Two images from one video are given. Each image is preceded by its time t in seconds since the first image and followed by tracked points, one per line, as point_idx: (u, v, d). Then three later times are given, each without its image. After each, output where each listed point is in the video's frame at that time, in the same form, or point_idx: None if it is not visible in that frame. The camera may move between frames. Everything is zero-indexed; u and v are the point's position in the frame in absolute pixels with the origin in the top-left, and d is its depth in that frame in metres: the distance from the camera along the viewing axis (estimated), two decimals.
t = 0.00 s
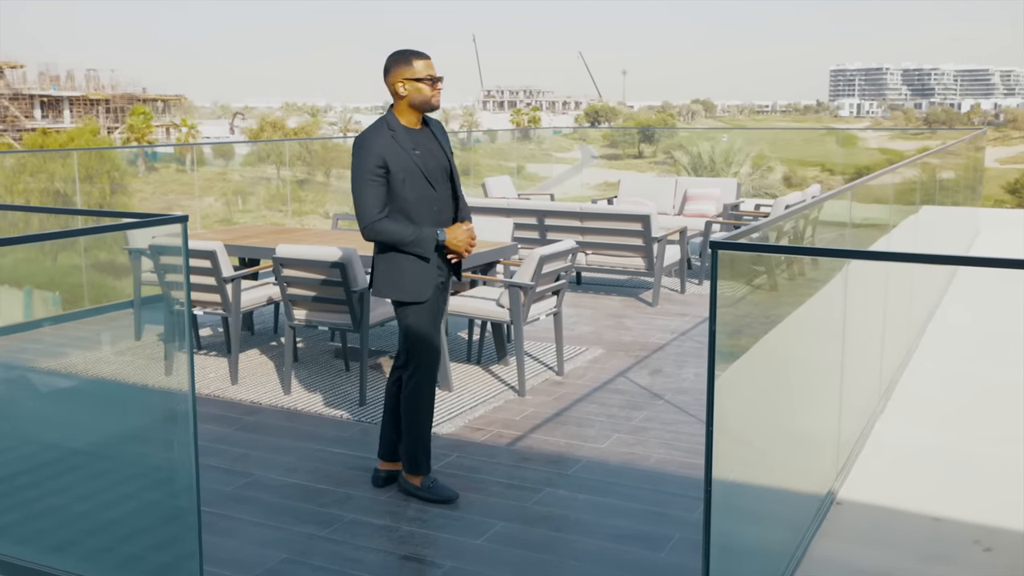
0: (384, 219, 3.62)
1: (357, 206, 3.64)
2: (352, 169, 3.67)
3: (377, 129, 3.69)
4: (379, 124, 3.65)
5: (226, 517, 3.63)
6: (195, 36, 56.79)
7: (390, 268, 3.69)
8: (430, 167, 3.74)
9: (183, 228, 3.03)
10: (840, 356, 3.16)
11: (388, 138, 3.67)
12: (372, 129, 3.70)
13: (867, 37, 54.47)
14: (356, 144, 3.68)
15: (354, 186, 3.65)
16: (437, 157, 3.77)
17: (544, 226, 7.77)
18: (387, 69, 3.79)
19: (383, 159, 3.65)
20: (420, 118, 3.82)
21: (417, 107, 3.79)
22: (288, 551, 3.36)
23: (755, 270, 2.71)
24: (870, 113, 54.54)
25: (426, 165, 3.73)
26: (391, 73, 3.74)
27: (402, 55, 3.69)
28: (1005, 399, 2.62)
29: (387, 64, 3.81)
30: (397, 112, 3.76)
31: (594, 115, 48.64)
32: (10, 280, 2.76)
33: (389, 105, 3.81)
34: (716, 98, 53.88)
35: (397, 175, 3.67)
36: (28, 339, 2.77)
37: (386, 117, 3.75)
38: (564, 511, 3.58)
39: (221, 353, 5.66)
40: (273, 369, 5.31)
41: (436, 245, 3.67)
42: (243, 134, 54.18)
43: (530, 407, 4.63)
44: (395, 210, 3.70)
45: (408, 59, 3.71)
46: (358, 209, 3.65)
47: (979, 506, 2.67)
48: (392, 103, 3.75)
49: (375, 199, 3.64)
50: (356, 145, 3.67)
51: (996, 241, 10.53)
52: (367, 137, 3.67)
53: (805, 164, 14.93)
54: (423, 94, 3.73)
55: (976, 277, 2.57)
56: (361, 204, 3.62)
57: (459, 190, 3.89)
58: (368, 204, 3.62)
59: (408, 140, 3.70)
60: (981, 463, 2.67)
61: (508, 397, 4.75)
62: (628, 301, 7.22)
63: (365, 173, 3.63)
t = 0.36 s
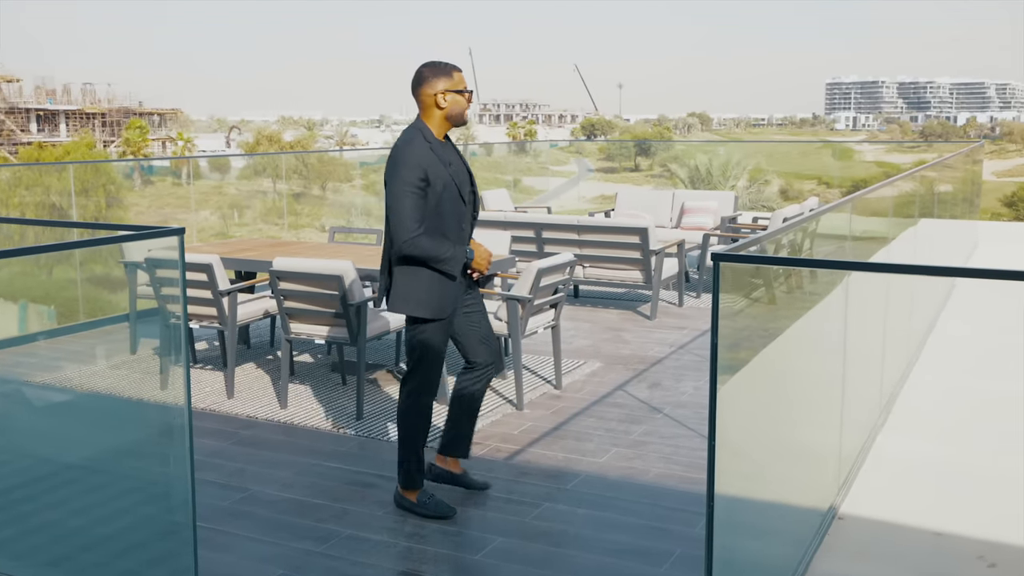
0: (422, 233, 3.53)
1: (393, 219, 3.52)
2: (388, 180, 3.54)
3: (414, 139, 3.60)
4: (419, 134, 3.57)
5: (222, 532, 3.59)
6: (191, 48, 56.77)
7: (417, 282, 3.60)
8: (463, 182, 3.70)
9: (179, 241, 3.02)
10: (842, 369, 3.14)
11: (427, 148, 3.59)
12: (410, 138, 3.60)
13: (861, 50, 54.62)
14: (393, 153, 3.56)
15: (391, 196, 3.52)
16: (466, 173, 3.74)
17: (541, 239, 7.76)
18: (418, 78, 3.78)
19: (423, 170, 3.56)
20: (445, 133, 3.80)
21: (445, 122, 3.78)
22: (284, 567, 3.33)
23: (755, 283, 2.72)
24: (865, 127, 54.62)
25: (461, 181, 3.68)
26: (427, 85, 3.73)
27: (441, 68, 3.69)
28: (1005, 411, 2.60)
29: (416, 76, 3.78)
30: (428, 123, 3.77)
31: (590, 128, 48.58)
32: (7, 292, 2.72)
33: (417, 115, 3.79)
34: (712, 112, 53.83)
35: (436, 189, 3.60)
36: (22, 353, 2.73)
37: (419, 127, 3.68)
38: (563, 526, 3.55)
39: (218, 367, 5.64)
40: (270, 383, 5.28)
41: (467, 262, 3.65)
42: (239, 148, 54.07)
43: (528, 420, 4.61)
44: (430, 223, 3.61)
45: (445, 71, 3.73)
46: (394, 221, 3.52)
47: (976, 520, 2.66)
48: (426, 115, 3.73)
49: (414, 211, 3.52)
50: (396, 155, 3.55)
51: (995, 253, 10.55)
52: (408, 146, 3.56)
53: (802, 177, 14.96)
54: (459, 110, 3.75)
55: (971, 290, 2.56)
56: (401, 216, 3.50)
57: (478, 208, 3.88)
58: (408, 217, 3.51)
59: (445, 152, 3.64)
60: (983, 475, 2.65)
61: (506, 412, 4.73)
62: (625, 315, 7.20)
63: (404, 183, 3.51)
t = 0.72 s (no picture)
0: (472, 250, 3.48)
1: (442, 236, 3.46)
2: (434, 196, 3.48)
3: (461, 156, 3.54)
4: (464, 148, 3.50)
5: (212, 546, 3.57)
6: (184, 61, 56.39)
7: (462, 298, 3.55)
8: (505, 200, 3.66)
9: (172, 255, 3.10)
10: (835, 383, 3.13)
11: (471, 165, 3.54)
12: (454, 155, 3.55)
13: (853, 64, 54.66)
14: (439, 169, 3.50)
15: (440, 213, 3.46)
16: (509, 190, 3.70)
17: (534, 251, 7.77)
18: (457, 97, 3.79)
19: (471, 189, 3.51)
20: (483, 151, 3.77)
21: (482, 141, 3.77)
22: None
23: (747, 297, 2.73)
24: (858, 140, 54.44)
25: (505, 198, 3.64)
26: (466, 105, 3.75)
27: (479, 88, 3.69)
28: (999, 424, 2.62)
29: (457, 94, 3.76)
30: (468, 140, 3.77)
31: (583, 142, 48.25)
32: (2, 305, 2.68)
33: (456, 133, 3.80)
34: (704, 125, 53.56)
35: (482, 206, 3.54)
36: (14, 366, 2.68)
37: (462, 144, 3.64)
38: (556, 540, 3.54)
39: (210, 380, 5.62)
40: (262, 397, 5.27)
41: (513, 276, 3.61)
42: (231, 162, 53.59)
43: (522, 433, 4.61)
44: (477, 240, 3.56)
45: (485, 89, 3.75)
46: (442, 238, 3.47)
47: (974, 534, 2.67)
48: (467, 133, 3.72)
49: (463, 228, 3.47)
50: (444, 171, 3.49)
51: (988, 266, 10.58)
52: (454, 162, 3.50)
53: (792, 190, 14.97)
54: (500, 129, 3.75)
55: (969, 300, 2.57)
56: (451, 233, 3.44)
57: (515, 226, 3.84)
58: (459, 234, 3.45)
59: (490, 169, 3.61)
60: (976, 486, 2.68)
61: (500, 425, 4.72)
62: (618, 328, 7.21)
63: (454, 202, 3.46)
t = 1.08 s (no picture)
0: (525, 242, 3.54)
1: (497, 232, 3.55)
2: (487, 196, 3.58)
3: (509, 154, 3.63)
4: (513, 146, 3.58)
5: (201, 558, 3.54)
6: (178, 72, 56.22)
7: (521, 290, 3.60)
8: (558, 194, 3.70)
9: (159, 264, 3.10)
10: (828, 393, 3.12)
11: (520, 162, 3.61)
12: (505, 153, 3.63)
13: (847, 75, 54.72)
14: (490, 167, 3.59)
15: (492, 209, 3.56)
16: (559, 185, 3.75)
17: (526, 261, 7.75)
18: (506, 100, 3.85)
19: (521, 184, 3.58)
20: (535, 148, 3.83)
21: (533, 139, 3.83)
22: None
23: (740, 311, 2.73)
24: (850, 151, 54.47)
25: (556, 193, 3.68)
26: (514, 104, 3.81)
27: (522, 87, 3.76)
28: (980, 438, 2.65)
29: (504, 96, 3.84)
30: (516, 141, 3.82)
31: (577, 152, 48.17)
32: None
33: (506, 136, 3.86)
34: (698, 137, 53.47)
35: (534, 201, 3.61)
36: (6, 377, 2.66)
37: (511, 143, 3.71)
38: (548, 551, 3.52)
39: (200, 392, 5.59)
40: (253, 408, 5.24)
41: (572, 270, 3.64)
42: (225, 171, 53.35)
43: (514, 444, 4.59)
44: (530, 234, 3.63)
45: (529, 90, 3.81)
46: (496, 234, 3.55)
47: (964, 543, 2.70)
48: (514, 133, 3.76)
49: (515, 223, 3.55)
50: (492, 171, 3.58)
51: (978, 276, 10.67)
52: (503, 160, 3.59)
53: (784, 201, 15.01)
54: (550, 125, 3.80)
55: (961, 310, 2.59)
56: (505, 228, 3.53)
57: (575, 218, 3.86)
58: (511, 229, 3.53)
59: (540, 165, 3.66)
60: (959, 498, 2.71)
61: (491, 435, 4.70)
62: (611, 338, 7.19)
63: (506, 199, 3.54)
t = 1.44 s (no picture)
0: (541, 252, 3.54)
1: (514, 242, 3.53)
2: (504, 205, 3.56)
3: (529, 161, 3.59)
4: (533, 154, 3.56)
5: (171, 570, 3.46)
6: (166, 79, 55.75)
7: (540, 298, 3.60)
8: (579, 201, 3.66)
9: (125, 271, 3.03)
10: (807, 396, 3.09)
11: (539, 169, 3.57)
12: (524, 160, 3.60)
13: (837, 83, 54.72)
14: (508, 176, 3.57)
15: (510, 219, 3.54)
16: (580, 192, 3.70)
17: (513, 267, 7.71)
18: (527, 105, 3.81)
19: (540, 192, 3.55)
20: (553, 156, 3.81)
21: (550, 147, 3.80)
22: None
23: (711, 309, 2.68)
24: (838, 159, 54.41)
25: (577, 200, 3.64)
26: (533, 111, 3.78)
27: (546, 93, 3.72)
28: (949, 441, 2.66)
29: (525, 102, 3.81)
30: (534, 148, 3.78)
31: (567, 161, 47.86)
32: None
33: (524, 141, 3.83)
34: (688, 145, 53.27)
35: (554, 208, 3.57)
36: None
37: (530, 149, 3.68)
38: (529, 561, 3.47)
39: (177, 401, 5.53)
40: (231, 418, 5.18)
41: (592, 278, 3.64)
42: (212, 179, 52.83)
43: (497, 452, 4.54)
44: (549, 241, 3.59)
45: (548, 97, 3.77)
46: (513, 241, 3.55)
47: (937, 549, 2.71)
48: (531, 141, 3.74)
49: (533, 230, 3.53)
50: (509, 180, 3.57)
51: (961, 279, 10.77)
52: (522, 168, 3.55)
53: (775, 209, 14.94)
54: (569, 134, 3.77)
55: (946, 314, 2.58)
56: (522, 237, 3.52)
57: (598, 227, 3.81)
58: (530, 237, 3.52)
59: (559, 173, 3.62)
60: (934, 500, 2.71)
61: (475, 442, 4.66)
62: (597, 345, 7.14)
63: (525, 206, 3.52)
